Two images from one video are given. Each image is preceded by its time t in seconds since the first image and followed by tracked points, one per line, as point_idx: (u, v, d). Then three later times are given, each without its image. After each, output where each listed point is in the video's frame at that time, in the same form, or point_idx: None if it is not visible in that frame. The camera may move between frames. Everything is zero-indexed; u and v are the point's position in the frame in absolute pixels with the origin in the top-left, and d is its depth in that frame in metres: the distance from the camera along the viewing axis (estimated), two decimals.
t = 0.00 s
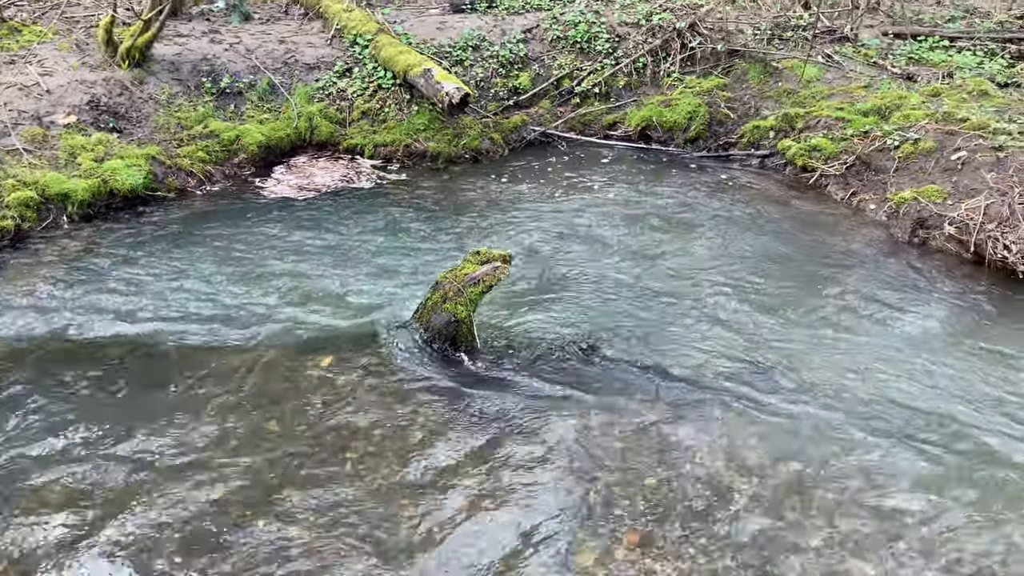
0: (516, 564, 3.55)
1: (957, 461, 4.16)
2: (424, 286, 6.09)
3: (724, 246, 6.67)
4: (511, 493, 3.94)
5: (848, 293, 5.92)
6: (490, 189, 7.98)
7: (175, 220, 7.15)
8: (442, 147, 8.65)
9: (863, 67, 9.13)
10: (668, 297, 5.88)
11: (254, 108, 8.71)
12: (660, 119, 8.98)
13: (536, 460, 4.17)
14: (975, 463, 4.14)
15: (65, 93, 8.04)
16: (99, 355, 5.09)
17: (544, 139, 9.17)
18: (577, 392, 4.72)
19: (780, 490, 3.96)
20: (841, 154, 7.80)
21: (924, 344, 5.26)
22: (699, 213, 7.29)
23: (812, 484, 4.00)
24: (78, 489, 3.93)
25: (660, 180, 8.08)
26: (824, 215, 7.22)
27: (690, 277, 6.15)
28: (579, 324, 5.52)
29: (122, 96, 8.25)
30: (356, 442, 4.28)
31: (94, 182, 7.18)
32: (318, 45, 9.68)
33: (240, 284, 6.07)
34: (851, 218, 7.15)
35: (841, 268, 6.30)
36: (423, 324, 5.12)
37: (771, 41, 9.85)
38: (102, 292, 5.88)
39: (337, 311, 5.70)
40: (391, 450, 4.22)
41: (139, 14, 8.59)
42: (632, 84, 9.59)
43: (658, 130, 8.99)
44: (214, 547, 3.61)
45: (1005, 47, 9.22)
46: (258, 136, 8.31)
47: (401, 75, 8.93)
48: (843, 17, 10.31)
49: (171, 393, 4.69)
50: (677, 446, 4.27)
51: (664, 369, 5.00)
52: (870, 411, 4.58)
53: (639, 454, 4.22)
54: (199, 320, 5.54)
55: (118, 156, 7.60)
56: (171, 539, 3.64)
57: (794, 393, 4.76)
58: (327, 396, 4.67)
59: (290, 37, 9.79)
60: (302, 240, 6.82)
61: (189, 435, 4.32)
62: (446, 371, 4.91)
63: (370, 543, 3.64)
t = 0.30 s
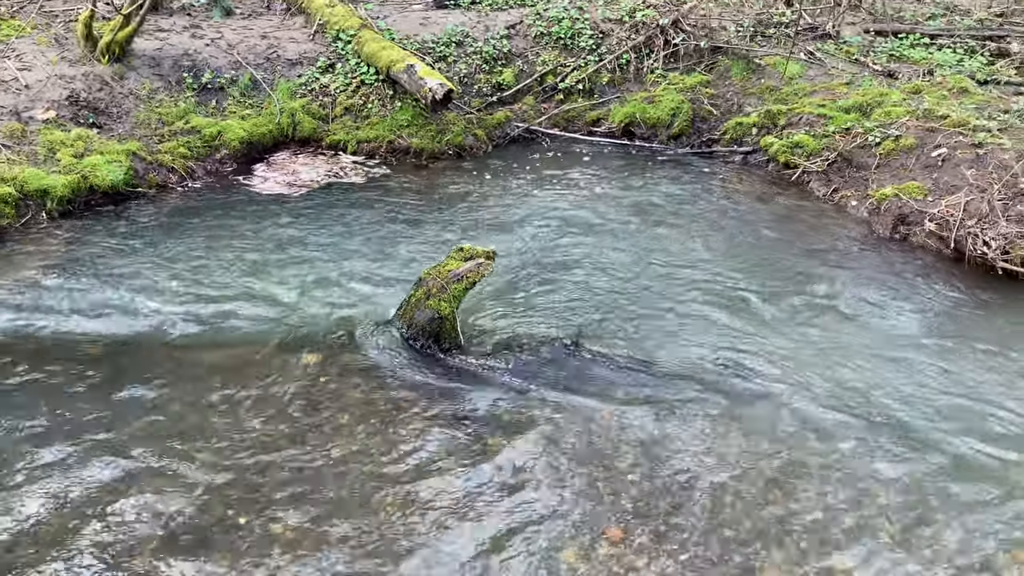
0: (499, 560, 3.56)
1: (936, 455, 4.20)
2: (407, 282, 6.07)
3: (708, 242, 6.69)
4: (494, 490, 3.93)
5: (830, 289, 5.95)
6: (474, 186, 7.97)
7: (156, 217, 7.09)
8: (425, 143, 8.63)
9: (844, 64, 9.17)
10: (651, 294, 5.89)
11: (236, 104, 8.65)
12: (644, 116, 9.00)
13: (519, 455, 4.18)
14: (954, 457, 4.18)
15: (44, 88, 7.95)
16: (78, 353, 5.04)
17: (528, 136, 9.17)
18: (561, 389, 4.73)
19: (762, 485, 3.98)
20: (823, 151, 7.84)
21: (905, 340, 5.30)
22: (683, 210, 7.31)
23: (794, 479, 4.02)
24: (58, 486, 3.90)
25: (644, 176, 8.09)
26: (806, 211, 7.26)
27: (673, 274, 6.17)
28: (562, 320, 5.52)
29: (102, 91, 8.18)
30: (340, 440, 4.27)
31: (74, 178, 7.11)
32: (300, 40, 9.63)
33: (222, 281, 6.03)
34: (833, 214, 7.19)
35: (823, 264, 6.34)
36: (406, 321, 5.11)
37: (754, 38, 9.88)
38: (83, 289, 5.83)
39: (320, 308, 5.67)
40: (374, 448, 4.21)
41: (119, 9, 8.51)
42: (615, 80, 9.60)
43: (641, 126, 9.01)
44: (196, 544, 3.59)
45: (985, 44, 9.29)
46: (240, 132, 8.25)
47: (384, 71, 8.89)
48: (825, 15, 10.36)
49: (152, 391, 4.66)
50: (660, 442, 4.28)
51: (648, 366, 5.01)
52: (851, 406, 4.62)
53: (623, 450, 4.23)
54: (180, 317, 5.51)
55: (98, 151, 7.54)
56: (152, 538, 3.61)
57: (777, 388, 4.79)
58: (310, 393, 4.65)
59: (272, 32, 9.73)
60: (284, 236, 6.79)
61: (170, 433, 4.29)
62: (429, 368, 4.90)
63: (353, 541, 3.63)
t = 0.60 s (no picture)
0: (492, 557, 3.56)
1: (928, 453, 4.22)
2: (400, 280, 6.06)
3: (701, 241, 6.70)
4: (487, 488, 3.94)
5: (822, 288, 5.97)
6: (467, 183, 7.96)
7: (148, 213, 7.07)
8: (418, 141, 8.62)
9: (837, 64, 9.19)
10: (644, 292, 5.89)
11: (229, 100, 8.63)
12: (637, 114, 9.01)
13: (511, 453, 4.18)
14: (944, 455, 4.20)
15: (36, 83, 7.92)
16: (70, 349, 5.02)
17: (521, 134, 9.16)
18: (554, 387, 4.73)
19: (754, 484, 3.99)
20: (816, 150, 7.86)
21: (896, 338, 5.32)
22: (676, 208, 7.32)
23: (786, 477, 4.03)
24: (49, 483, 3.88)
25: (637, 174, 8.10)
26: (798, 210, 7.28)
27: (666, 272, 6.17)
28: (556, 318, 5.52)
29: (94, 86, 8.14)
30: (332, 437, 4.26)
31: (65, 173, 7.08)
32: (293, 37, 9.60)
33: (214, 278, 6.02)
34: (825, 213, 7.21)
35: (816, 262, 6.35)
36: (399, 318, 5.10)
37: (747, 36, 9.90)
38: (74, 285, 5.80)
39: (313, 305, 5.66)
40: (367, 445, 4.20)
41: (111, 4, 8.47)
42: (609, 78, 9.60)
43: (635, 124, 9.02)
44: (188, 541, 3.58)
45: (977, 44, 9.32)
46: (232, 128, 8.23)
47: (377, 68, 8.88)
48: (818, 14, 10.38)
49: (144, 388, 4.64)
50: (652, 440, 4.29)
51: (640, 364, 5.01)
52: (842, 404, 4.63)
53: (615, 448, 4.23)
54: (172, 313, 5.49)
55: (90, 147, 7.51)
56: (144, 535, 3.60)
57: (769, 386, 4.80)
58: (302, 391, 4.64)
59: (265, 29, 9.70)
60: (277, 233, 6.77)
61: (163, 430, 4.28)
62: (422, 365, 4.90)
63: (346, 538, 3.63)
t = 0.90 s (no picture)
0: (488, 558, 3.56)
1: (923, 456, 4.23)
2: (397, 280, 6.07)
3: (698, 243, 6.72)
4: (483, 489, 3.94)
5: (819, 291, 5.98)
6: (465, 184, 7.97)
7: (146, 212, 7.07)
8: (416, 141, 8.63)
9: (835, 67, 9.22)
10: (642, 293, 5.90)
11: (227, 100, 8.63)
12: (635, 116, 9.02)
13: (508, 454, 4.19)
14: (940, 458, 4.21)
15: (34, 82, 7.91)
16: (67, 348, 5.02)
17: (519, 135, 9.17)
18: (551, 387, 4.74)
19: (751, 485, 4.00)
20: (813, 153, 7.88)
21: (892, 341, 5.34)
22: (674, 210, 7.33)
23: (782, 480, 4.04)
24: (44, 483, 3.88)
25: (635, 176, 8.12)
26: (795, 213, 7.30)
27: (663, 274, 6.18)
28: (553, 319, 5.53)
29: (92, 86, 8.15)
30: (329, 437, 4.27)
31: (63, 172, 7.08)
32: (292, 37, 9.62)
33: (212, 278, 6.01)
34: (822, 216, 7.22)
35: (812, 265, 6.37)
36: (396, 319, 5.11)
37: (745, 40, 9.92)
38: (71, 285, 5.80)
39: (310, 305, 5.66)
40: (364, 445, 4.21)
41: (110, 3, 8.47)
42: (607, 80, 9.62)
43: (633, 127, 9.04)
44: (184, 541, 3.58)
45: (974, 48, 9.34)
46: (230, 128, 8.23)
47: (376, 69, 8.87)
48: (816, 18, 10.41)
49: (141, 387, 4.65)
50: (649, 442, 4.30)
51: (637, 365, 5.02)
52: (838, 406, 4.64)
53: (612, 449, 4.24)
54: (169, 313, 5.49)
55: (88, 146, 7.50)
56: (140, 535, 3.60)
57: (765, 387, 4.81)
58: (299, 391, 4.65)
59: (263, 29, 9.71)
60: (274, 233, 6.78)
61: (160, 429, 4.28)
62: (419, 365, 4.91)
63: (342, 538, 3.63)
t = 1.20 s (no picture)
0: (485, 561, 3.56)
1: (919, 460, 4.23)
2: (395, 283, 6.07)
3: (695, 246, 6.73)
4: (480, 492, 3.94)
5: (816, 295, 5.99)
6: (463, 188, 7.97)
7: (143, 214, 7.07)
8: (414, 144, 8.63)
9: (832, 72, 9.24)
10: (640, 297, 5.91)
11: (225, 102, 8.63)
12: (633, 120, 9.04)
13: (506, 457, 4.19)
14: (935, 463, 4.22)
15: (32, 83, 7.91)
16: (64, 350, 5.02)
17: (517, 138, 9.19)
18: (548, 390, 4.75)
19: (747, 489, 4.00)
20: (810, 157, 7.90)
21: (888, 346, 5.35)
22: (671, 214, 7.35)
23: (778, 484, 4.05)
24: (40, 485, 3.87)
25: (632, 180, 8.13)
26: (793, 217, 7.32)
27: (660, 278, 6.19)
28: (550, 322, 5.54)
29: (90, 87, 8.14)
30: (326, 440, 4.26)
31: (61, 174, 7.08)
32: (291, 39, 9.63)
33: (209, 279, 6.01)
34: (819, 221, 7.24)
35: (809, 269, 6.38)
36: (394, 321, 5.10)
37: (743, 44, 9.95)
38: (68, 287, 5.79)
39: (307, 307, 5.66)
40: (361, 448, 4.21)
41: (109, 4, 8.46)
42: (605, 84, 9.65)
43: (631, 130, 9.05)
44: (182, 544, 3.57)
45: (971, 54, 9.37)
46: (229, 130, 8.23)
47: (374, 72, 8.88)
48: (813, 23, 10.44)
49: (138, 388, 4.64)
50: (645, 445, 4.30)
51: (634, 369, 5.02)
52: (835, 411, 4.65)
53: (609, 452, 4.24)
54: (166, 315, 5.48)
55: (85, 148, 7.50)
56: (136, 537, 3.60)
57: (762, 391, 4.82)
58: (296, 393, 4.64)
59: (262, 31, 9.72)
60: (272, 235, 6.78)
61: (157, 431, 4.28)
62: (417, 368, 4.91)
63: (338, 541, 3.62)
